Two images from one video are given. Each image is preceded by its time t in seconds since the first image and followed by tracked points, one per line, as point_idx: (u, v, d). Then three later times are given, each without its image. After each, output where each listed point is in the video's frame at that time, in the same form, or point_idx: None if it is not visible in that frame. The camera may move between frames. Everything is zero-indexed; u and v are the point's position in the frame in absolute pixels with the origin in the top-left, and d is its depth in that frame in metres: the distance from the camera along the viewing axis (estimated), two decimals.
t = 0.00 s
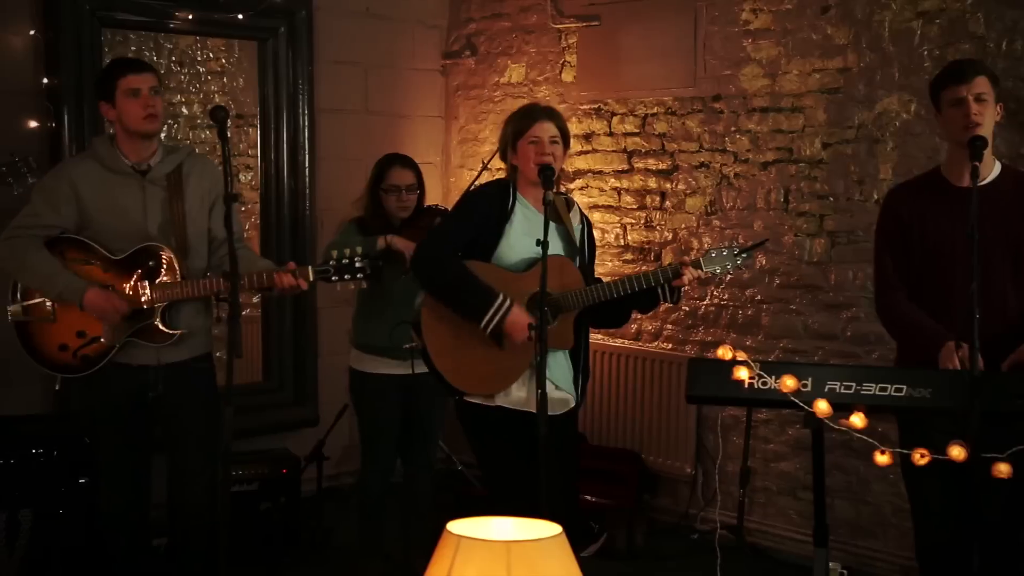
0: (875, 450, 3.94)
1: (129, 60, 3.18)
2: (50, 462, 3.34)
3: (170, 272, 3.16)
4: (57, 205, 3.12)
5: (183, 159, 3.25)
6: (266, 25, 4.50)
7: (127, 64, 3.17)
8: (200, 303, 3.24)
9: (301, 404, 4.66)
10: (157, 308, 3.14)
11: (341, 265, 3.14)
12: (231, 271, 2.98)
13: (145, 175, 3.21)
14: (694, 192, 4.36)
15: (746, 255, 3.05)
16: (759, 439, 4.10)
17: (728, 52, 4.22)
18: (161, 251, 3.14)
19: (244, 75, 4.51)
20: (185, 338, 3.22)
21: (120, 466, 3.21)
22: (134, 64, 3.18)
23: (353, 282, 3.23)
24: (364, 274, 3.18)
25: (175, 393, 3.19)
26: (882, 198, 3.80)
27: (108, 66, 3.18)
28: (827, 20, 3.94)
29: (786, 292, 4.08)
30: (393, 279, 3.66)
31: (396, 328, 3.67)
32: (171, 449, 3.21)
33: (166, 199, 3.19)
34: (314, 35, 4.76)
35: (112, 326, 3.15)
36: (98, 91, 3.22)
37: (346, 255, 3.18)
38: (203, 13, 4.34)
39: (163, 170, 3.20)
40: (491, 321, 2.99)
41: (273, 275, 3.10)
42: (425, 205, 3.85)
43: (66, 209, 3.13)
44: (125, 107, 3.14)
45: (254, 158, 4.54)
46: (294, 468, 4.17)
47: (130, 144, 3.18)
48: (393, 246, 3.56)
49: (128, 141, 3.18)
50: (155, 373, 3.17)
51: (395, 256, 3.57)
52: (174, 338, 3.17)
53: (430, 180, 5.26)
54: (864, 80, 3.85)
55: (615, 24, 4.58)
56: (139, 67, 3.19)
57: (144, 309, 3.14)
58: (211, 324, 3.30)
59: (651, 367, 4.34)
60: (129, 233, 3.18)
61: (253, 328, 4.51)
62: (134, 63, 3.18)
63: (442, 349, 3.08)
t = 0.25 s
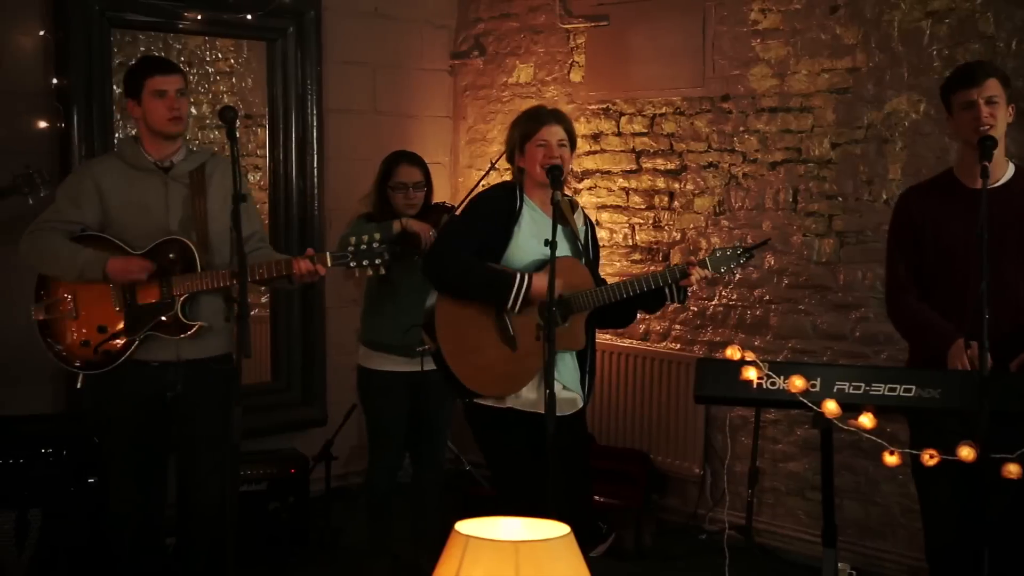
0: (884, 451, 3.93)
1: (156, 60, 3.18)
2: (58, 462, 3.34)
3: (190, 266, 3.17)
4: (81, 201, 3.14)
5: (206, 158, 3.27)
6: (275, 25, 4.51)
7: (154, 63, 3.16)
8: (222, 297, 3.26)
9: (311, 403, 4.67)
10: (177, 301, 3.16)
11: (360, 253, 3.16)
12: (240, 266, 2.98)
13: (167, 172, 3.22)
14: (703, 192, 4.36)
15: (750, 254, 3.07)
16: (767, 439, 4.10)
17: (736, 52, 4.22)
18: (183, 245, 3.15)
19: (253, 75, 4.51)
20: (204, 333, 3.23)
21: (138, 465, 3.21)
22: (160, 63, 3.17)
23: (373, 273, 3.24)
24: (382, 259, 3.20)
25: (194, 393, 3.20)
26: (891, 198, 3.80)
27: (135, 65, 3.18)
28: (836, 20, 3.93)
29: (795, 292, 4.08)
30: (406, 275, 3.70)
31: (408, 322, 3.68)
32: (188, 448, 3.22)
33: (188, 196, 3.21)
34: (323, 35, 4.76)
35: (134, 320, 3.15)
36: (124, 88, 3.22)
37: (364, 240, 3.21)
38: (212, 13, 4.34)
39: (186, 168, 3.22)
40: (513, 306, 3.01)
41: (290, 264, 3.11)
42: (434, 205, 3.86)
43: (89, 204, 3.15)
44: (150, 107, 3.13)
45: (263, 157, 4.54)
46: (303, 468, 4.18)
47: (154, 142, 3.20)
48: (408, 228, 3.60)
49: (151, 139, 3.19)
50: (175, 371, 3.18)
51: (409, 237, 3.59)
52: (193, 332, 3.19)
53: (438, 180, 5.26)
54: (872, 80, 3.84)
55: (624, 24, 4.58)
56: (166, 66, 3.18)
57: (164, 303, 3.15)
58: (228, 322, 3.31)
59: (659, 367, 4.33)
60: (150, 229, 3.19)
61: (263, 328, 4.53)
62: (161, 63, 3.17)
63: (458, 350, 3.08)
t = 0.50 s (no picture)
0: (891, 451, 3.93)
1: (184, 66, 3.17)
2: (66, 462, 3.33)
3: (208, 270, 3.17)
4: (104, 203, 3.15)
5: (227, 161, 3.27)
6: (282, 26, 4.52)
7: (183, 69, 3.17)
8: (235, 299, 3.23)
9: (318, 404, 4.68)
10: (194, 306, 3.16)
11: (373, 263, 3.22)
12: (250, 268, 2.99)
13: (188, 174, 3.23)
14: (710, 192, 4.36)
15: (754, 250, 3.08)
16: (775, 440, 4.10)
17: (743, 51, 4.22)
18: (202, 250, 3.16)
19: (261, 75, 4.52)
20: (221, 336, 3.23)
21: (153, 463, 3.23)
22: (185, 68, 3.17)
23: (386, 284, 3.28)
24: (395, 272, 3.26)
25: (210, 392, 3.21)
26: (899, 198, 3.79)
27: (163, 69, 3.18)
28: (844, 20, 3.93)
29: (802, 292, 4.07)
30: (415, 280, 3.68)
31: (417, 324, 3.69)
32: (203, 447, 3.23)
33: (209, 199, 3.22)
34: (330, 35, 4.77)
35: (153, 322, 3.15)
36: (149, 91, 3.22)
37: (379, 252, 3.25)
38: (220, 13, 4.35)
39: (207, 171, 3.22)
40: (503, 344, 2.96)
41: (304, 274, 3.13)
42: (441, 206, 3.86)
43: (110, 207, 3.16)
44: (177, 113, 3.14)
45: (270, 157, 4.55)
46: (310, 467, 4.19)
47: (177, 147, 3.19)
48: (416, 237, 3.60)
49: (173, 144, 3.19)
50: (193, 372, 3.19)
51: (417, 247, 3.59)
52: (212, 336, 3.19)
53: (445, 180, 5.26)
54: (880, 80, 3.84)
55: (631, 24, 4.57)
56: (194, 73, 3.19)
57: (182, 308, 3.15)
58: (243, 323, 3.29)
59: (666, 368, 4.33)
60: (170, 231, 3.20)
61: (270, 327, 4.51)
62: (189, 69, 3.17)
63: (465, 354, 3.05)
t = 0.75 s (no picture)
0: (896, 450, 3.93)
1: (200, 62, 3.20)
2: (73, 461, 3.33)
3: (219, 268, 3.17)
4: (119, 201, 3.19)
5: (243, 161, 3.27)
6: (287, 26, 4.52)
7: (198, 66, 3.19)
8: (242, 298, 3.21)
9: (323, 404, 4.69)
10: (205, 304, 3.16)
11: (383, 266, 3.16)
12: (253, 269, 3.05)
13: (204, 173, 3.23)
14: (714, 192, 4.36)
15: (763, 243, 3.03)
16: (779, 439, 4.10)
17: (748, 51, 4.22)
18: (214, 247, 3.15)
19: (266, 75, 4.53)
20: (231, 334, 3.22)
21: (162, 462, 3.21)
22: (204, 67, 3.19)
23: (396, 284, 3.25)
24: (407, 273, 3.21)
25: (220, 391, 3.19)
26: (904, 198, 3.79)
27: (180, 66, 3.20)
28: (848, 20, 3.93)
29: (806, 292, 4.07)
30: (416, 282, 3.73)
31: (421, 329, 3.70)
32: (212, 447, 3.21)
33: (223, 198, 3.22)
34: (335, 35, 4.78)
35: (164, 319, 3.20)
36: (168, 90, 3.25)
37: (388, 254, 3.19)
38: (225, 13, 4.36)
39: (222, 170, 3.22)
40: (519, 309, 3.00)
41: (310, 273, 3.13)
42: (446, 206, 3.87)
43: (126, 204, 3.20)
44: (192, 108, 3.16)
45: (275, 157, 4.56)
46: (315, 467, 4.20)
47: (194, 144, 3.21)
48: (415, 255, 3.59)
49: (191, 141, 3.20)
50: (203, 371, 3.18)
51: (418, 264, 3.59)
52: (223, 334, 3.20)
53: (450, 180, 5.27)
54: (885, 80, 3.84)
55: (636, 24, 4.58)
56: (209, 69, 3.20)
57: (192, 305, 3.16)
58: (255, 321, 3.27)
59: (670, 368, 4.34)
60: (183, 229, 3.21)
61: (276, 327, 4.55)
62: (206, 66, 3.19)
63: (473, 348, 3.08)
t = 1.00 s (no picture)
0: (899, 450, 3.92)
1: (208, 62, 3.22)
2: (75, 461, 3.33)
3: (225, 265, 3.17)
4: (127, 199, 3.21)
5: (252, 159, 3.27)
6: (290, 26, 4.53)
7: (207, 66, 3.21)
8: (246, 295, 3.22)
9: (326, 404, 4.70)
10: (211, 297, 3.17)
11: (389, 253, 3.16)
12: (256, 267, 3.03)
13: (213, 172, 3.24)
14: (717, 192, 4.36)
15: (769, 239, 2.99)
16: (782, 439, 4.10)
17: (751, 50, 4.22)
18: (221, 244, 3.16)
19: (269, 75, 4.53)
20: (236, 332, 3.24)
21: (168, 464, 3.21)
22: (213, 67, 3.21)
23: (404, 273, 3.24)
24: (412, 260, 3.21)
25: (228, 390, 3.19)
26: (907, 198, 3.79)
27: (189, 68, 3.22)
28: (851, 20, 3.93)
29: (809, 292, 4.07)
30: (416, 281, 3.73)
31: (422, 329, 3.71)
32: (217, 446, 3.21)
33: (230, 197, 3.22)
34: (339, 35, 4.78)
35: (171, 316, 3.21)
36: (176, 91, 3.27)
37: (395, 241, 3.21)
38: (228, 13, 4.36)
39: (230, 169, 3.22)
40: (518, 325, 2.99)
41: (316, 264, 3.12)
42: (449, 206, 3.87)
43: (134, 204, 3.21)
44: (201, 109, 3.17)
45: (278, 157, 4.56)
46: (318, 467, 4.20)
47: (202, 143, 3.22)
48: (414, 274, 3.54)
49: (199, 141, 3.22)
50: (208, 369, 3.19)
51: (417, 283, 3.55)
52: (227, 328, 3.19)
53: (452, 180, 5.27)
54: (888, 80, 3.84)
55: (639, 23, 4.58)
56: (218, 69, 3.22)
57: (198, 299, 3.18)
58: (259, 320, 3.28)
59: (674, 367, 4.34)
60: (190, 227, 3.22)
61: (279, 327, 4.55)
62: (214, 67, 3.21)
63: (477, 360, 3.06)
